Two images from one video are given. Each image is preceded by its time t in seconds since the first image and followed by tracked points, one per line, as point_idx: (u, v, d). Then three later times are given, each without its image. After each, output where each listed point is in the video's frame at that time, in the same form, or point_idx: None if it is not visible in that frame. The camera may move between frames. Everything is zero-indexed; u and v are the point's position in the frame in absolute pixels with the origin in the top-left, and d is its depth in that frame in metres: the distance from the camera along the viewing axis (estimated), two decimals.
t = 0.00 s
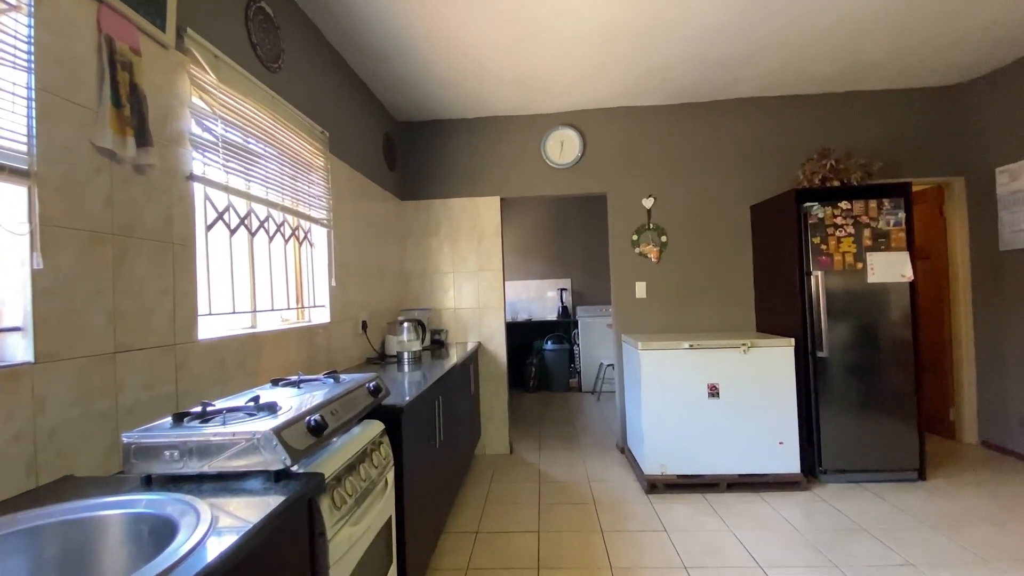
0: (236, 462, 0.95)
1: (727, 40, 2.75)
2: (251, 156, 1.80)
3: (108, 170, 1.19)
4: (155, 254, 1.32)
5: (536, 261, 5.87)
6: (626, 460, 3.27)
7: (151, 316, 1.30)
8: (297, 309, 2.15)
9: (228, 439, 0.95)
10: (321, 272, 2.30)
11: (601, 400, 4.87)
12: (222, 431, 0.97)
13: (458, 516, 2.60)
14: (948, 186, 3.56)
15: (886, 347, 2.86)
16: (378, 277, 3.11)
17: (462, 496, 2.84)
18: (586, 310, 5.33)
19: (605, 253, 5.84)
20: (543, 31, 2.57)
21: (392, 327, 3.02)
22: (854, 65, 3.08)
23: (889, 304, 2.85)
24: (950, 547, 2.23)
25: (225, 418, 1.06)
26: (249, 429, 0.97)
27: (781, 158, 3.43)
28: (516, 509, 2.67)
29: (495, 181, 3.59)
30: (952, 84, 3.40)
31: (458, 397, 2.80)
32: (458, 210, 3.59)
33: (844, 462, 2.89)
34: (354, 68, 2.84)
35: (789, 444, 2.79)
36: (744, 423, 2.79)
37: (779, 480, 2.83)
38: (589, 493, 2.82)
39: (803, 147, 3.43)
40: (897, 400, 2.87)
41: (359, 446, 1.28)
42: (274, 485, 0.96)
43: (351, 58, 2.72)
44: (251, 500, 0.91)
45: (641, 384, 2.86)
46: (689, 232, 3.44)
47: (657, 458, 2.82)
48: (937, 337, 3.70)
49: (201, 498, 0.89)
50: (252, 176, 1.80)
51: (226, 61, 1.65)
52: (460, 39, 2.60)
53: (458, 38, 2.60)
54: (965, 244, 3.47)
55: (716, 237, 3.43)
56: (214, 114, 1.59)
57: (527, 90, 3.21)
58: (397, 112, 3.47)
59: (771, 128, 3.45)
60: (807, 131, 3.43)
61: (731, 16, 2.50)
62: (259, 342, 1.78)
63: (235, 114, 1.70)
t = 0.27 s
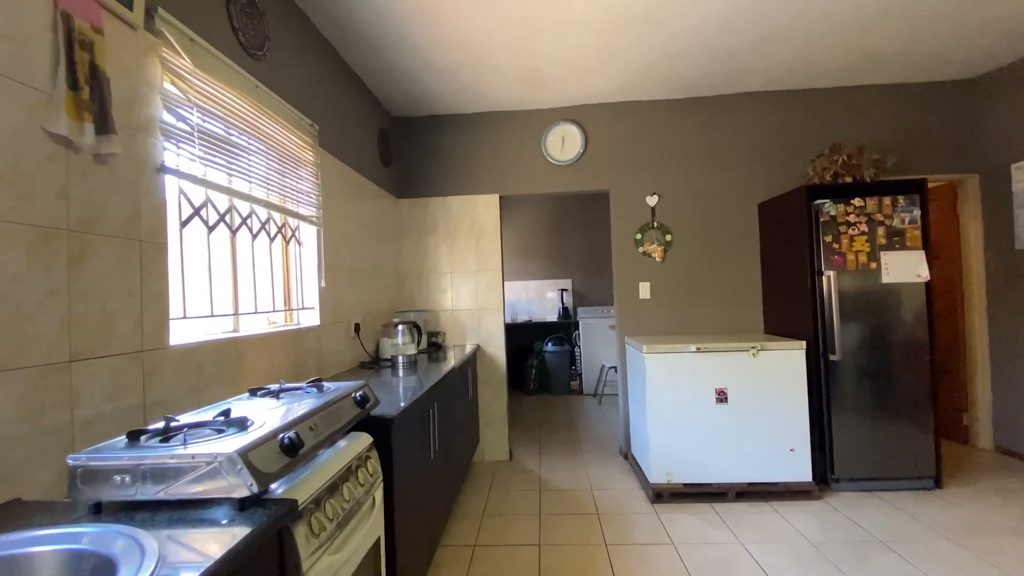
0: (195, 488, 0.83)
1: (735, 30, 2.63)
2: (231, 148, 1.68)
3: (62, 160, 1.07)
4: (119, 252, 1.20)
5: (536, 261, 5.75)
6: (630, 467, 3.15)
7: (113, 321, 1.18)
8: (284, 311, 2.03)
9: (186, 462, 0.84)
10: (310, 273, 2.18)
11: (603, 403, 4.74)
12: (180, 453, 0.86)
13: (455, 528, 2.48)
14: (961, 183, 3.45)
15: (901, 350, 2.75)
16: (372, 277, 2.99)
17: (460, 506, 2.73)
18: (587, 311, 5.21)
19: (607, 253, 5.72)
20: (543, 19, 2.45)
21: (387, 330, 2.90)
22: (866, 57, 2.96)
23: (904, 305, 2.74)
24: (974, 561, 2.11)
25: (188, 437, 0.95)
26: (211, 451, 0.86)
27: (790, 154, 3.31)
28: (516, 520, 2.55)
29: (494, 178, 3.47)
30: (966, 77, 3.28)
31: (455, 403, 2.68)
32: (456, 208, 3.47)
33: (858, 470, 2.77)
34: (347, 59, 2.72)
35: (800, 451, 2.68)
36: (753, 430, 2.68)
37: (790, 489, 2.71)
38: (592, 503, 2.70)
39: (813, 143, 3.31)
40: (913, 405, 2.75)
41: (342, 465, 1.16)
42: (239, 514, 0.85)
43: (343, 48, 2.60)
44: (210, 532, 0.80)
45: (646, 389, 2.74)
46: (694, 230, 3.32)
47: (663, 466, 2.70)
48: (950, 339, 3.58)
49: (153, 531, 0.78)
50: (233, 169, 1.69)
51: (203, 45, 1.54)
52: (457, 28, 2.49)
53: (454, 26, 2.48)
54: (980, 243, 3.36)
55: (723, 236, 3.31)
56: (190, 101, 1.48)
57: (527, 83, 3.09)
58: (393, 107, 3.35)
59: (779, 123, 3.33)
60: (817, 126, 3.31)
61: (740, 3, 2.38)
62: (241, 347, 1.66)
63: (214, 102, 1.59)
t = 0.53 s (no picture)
0: (123, 530, 0.69)
1: (746, 18, 2.49)
2: (202, 135, 1.54)
3: None
4: (63, 250, 1.06)
5: (536, 261, 5.62)
6: (635, 476, 3.01)
7: (55, 327, 1.04)
8: (266, 313, 1.89)
9: (112, 498, 0.70)
10: (294, 272, 2.04)
11: (606, 407, 4.60)
12: (109, 486, 0.72)
13: (449, 542, 2.34)
14: (978, 178, 3.29)
15: (921, 353, 2.61)
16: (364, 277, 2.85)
17: (455, 518, 2.59)
18: (588, 312, 5.08)
19: (608, 253, 5.59)
20: (542, 6, 2.31)
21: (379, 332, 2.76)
22: (884, 47, 2.82)
23: (925, 306, 2.59)
24: None
25: (125, 465, 0.81)
26: (143, 484, 0.72)
27: (802, 149, 3.17)
28: (515, 534, 2.40)
29: (492, 174, 3.33)
30: (987, 68, 3.13)
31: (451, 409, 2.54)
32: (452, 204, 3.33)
33: (874, 480, 2.63)
34: (337, 48, 2.58)
35: (814, 461, 2.54)
36: (765, 438, 2.53)
37: (804, 500, 2.57)
38: (594, 515, 2.56)
39: (826, 137, 3.16)
40: (934, 411, 2.61)
41: (311, 492, 1.02)
42: (177, 559, 0.71)
43: (332, 36, 2.46)
44: None
45: (651, 395, 2.60)
46: (701, 228, 3.18)
47: (669, 476, 2.56)
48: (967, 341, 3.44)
49: None
50: (204, 158, 1.54)
51: (167, 22, 1.40)
52: (451, 15, 2.34)
53: (449, 13, 2.34)
54: (998, 241, 3.21)
55: (731, 234, 3.17)
56: (152, 82, 1.34)
57: (527, 75, 2.95)
58: (386, 100, 3.21)
59: (789, 117, 3.19)
60: (830, 120, 3.17)
61: None
62: (213, 353, 1.52)
63: (181, 85, 1.45)
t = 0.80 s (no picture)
0: None
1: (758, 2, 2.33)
2: (159, 119, 1.38)
3: None
4: None
5: (535, 261, 5.47)
6: (638, 488, 2.85)
7: None
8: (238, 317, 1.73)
9: None
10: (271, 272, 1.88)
11: (607, 412, 4.44)
12: None
13: (440, 563, 2.18)
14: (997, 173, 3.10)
15: (943, 359, 2.45)
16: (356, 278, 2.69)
17: (448, 535, 2.43)
18: (589, 314, 4.92)
19: (609, 253, 5.43)
20: None
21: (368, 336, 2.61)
22: (903, 35, 2.66)
23: (947, 309, 2.43)
24: None
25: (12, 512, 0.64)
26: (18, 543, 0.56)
27: (814, 144, 3.01)
28: (511, 552, 2.24)
29: (488, 170, 3.14)
30: (1010, 58, 2.97)
31: (442, 419, 2.38)
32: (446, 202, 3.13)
33: (894, 494, 2.47)
34: (321, 35, 2.42)
35: (831, 474, 2.38)
36: (778, 449, 2.38)
37: (819, 516, 2.41)
38: (596, 532, 2.40)
39: (839, 131, 3.00)
40: (957, 420, 2.45)
41: (262, 531, 0.86)
42: None
43: (315, 21, 2.30)
44: None
45: (656, 404, 2.44)
46: (708, 227, 3.03)
47: (676, 490, 2.40)
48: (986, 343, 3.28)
49: None
50: (161, 144, 1.38)
51: None
52: None
53: None
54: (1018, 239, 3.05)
55: (739, 232, 3.01)
56: (95, 57, 1.19)
57: (524, 65, 2.79)
58: (377, 93, 3.05)
59: (800, 109, 3.03)
60: (843, 113, 3.01)
61: None
62: (169, 362, 1.36)
63: (134, 62, 1.30)
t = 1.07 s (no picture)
0: None
1: None
2: (103, 94, 1.23)
3: None
4: None
5: (534, 260, 5.32)
6: (641, 498, 2.70)
7: None
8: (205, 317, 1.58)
9: None
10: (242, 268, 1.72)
11: (607, 417, 4.28)
12: None
13: None
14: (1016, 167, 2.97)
15: (966, 363, 2.29)
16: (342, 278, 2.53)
17: (438, 550, 2.27)
18: (588, 314, 4.77)
19: (610, 252, 5.27)
20: None
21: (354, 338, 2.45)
22: (923, 21, 2.50)
23: (971, 309, 2.28)
24: None
25: None
26: None
27: (827, 136, 2.85)
28: (505, 571, 2.09)
29: (483, 164, 2.96)
30: None
31: (431, 427, 2.22)
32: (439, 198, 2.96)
33: (913, 507, 2.32)
34: (303, 17, 2.26)
35: (846, 485, 2.23)
36: (790, 459, 2.23)
37: (835, 531, 2.26)
38: (596, 547, 2.25)
39: (854, 123, 2.85)
40: (980, 428, 2.30)
41: None
42: None
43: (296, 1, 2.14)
44: None
45: (660, 411, 2.29)
46: (715, 223, 2.87)
47: (682, 502, 2.25)
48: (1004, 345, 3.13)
49: None
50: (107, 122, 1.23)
51: None
52: None
53: None
54: None
55: (747, 229, 2.86)
56: (20, 18, 1.04)
57: (521, 52, 2.63)
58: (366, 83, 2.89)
59: (813, 99, 2.87)
60: (858, 104, 2.85)
61: None
62: (114, 371, 1.20)
63: (72, 30, 1.15)
